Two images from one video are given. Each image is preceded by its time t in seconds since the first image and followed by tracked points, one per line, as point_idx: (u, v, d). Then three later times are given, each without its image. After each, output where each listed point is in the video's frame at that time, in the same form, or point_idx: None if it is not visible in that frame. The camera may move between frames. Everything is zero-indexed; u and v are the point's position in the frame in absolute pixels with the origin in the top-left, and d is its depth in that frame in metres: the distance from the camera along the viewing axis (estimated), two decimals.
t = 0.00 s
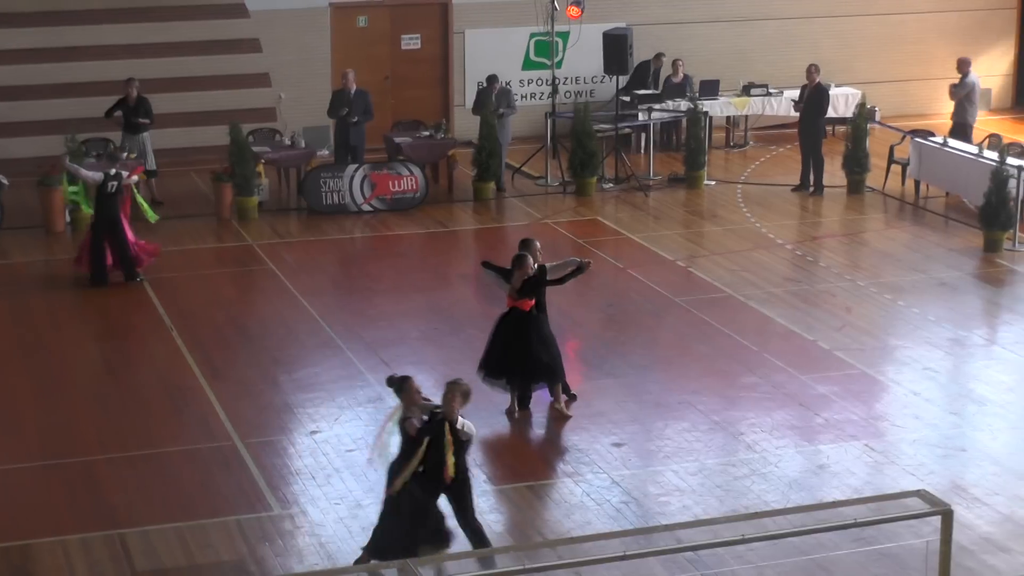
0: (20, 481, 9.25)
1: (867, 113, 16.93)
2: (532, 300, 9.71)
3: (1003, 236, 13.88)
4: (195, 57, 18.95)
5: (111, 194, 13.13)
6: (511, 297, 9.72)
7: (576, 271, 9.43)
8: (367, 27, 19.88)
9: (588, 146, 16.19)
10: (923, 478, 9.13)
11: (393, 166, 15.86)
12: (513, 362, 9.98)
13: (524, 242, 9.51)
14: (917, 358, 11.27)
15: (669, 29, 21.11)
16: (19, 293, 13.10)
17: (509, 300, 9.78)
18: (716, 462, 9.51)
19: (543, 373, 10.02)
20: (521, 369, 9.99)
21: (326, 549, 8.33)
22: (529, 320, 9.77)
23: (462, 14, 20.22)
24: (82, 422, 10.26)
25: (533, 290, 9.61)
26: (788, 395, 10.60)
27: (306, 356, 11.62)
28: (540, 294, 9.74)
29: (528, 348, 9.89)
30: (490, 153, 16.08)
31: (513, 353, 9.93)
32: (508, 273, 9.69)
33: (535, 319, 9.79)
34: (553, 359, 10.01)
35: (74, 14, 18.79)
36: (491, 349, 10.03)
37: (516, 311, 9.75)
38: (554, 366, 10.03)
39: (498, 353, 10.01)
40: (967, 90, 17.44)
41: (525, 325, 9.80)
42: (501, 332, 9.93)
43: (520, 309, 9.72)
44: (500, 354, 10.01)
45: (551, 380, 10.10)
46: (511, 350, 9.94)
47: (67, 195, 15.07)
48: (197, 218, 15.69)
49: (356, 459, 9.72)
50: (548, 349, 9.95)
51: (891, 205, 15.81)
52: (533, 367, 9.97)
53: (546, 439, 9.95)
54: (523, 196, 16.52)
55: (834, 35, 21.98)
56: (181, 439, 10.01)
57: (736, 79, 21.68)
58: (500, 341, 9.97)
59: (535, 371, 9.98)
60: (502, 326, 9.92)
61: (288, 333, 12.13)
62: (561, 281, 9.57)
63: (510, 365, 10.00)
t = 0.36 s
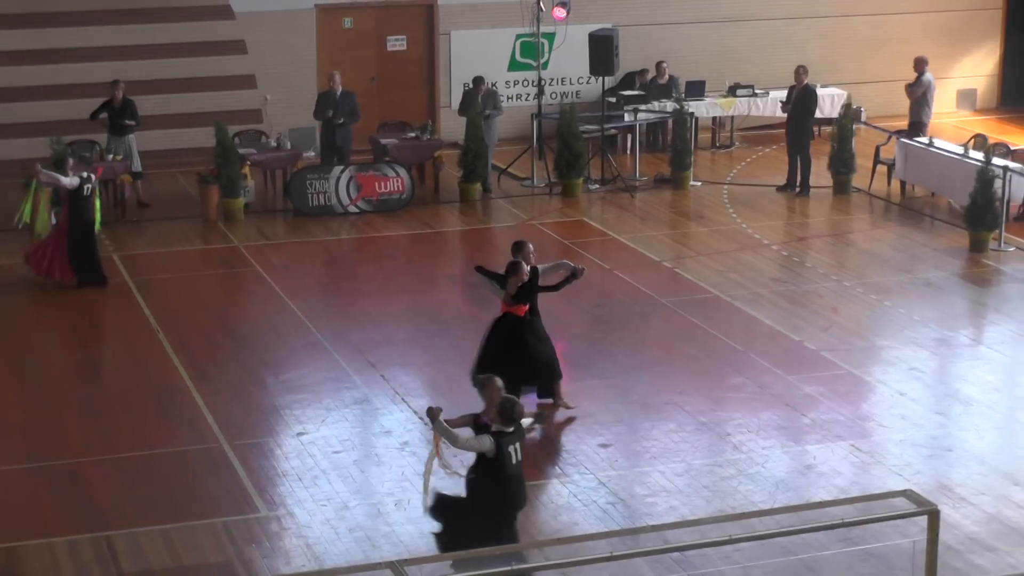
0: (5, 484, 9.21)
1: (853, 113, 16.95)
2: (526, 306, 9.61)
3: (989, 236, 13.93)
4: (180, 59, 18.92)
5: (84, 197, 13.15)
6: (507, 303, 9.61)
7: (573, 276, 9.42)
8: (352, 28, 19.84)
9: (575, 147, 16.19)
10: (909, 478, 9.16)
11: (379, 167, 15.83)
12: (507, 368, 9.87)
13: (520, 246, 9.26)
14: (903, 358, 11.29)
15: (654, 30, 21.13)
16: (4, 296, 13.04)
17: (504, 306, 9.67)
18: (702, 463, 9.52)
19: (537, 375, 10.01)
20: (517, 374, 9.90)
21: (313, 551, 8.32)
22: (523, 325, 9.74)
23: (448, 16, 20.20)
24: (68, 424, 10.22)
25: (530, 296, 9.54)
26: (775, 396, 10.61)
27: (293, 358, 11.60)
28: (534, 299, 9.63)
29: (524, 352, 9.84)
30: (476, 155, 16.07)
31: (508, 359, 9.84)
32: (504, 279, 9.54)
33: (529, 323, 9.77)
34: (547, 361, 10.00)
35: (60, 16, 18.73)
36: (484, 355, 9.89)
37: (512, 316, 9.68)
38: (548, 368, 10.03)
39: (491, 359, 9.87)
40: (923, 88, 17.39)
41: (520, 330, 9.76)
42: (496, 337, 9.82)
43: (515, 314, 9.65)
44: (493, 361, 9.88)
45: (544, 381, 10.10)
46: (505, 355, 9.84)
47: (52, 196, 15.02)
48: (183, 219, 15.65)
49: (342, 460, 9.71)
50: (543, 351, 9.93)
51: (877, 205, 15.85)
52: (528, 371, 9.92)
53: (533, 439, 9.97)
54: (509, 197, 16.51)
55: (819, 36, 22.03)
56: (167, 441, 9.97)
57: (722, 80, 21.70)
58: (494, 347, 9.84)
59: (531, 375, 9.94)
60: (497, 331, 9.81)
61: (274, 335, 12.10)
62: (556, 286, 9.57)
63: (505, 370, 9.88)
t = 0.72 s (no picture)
0: None
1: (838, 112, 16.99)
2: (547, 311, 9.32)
3: (973, 235, 13.98)
4: (165, 59, 18.86)
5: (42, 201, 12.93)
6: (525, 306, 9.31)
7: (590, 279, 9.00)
8: (337, 29, 19.82)
9: (560, 147, 16.19)
10: (895, 477, 9.19)
11: (365, 168, 15.81)
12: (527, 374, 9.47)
13: (533, 248, 9.10)
14: (889, 358, 11.33)
15: (639, 30, 21.14)
16: None
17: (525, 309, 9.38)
18: (689, 462, 9.53)
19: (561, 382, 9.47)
20: (538, 382, 9.44)
21: (300, 552, 8.31)
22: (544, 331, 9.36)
23: (433, 16, 20.19)
24: (54, 426, 10.18)
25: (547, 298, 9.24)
26: (761, 395, 10.64)
27: (279, 359, 11.58)
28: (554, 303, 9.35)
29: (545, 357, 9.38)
30: (462, 155, 16.07)
31: (529, 365, 9.43)
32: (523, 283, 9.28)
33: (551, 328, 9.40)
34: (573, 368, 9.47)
35: (44, 17, 18.65)
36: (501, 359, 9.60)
37: (533, 321, 9.36)
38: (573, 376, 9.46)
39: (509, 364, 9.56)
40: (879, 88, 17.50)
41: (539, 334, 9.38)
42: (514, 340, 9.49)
43: (537, 318, 9.34)
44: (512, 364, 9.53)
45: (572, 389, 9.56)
46: (525, 360, 9.45)
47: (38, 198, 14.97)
48: (168, 221, 15.60)
49: (329, 461, 9.70)
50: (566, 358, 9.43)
51: (862, 205, 15.90)
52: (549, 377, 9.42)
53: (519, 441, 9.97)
54: (495, 197, 16.50)
55: (804, 35, 22.08)
56: (153, 443, 9.95)
57: (707, 80, 21.73)
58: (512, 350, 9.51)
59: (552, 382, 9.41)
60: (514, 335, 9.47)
61: (260, 336, 12.08)
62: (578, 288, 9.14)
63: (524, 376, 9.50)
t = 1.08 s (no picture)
0: None
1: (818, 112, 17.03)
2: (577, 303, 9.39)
3: (953, 234, 14.04)
4: (145, 59, 18.77)
5: None
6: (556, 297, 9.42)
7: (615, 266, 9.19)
8: (318, 28, 19.79)
9: (540, 146, 16.20)
10: (875, 475, 9.23)
11: (345, 168, 15.78)
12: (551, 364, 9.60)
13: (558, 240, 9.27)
14: (868, 357, 11.38)
15: (619, 30, 21.16)
16: None
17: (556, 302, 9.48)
18: (669, 461, 9.54)
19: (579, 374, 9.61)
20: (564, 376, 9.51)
21: (280, 552, 8.29)
22: (574, 322, 9.42)
23: (414, 16, 20.16)
24: (33, 427, 10.14)
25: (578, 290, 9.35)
26: (741, 395, 10.66)
27: (259, 359, 11.55)
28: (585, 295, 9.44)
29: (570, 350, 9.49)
30: (442, 155, 16.06)
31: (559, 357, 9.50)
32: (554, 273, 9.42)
33: (582, 320, 9.46)
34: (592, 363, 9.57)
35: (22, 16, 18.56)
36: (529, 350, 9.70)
37: (564, 313, 9.42)
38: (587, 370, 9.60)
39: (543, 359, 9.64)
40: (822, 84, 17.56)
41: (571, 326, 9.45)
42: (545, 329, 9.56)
43: (568, 310, 9.40)
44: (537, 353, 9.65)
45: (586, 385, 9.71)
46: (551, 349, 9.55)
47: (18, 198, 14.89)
48: (149, 220, 15.55)
49: (310, 461, 9.68)
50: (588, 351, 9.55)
51: (842, 204, 15.95)
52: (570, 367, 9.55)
53: (499, 440, 9.98)
54: (475, 197, 16.49)
55: (784, 34, 22.13)
56: (133, 443, 9.91)
57: (687, 79, 21.76)
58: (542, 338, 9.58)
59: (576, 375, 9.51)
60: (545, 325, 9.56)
61: (241, 336, 12.04)
62: (606, 274, 9.31)
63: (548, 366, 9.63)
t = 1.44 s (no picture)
0: None
1: (794, 110, 17.09)
2: (593, 298, 9.82)
3: (928, 231, 14.11)
4: (121, 57, 18.67)
5: None
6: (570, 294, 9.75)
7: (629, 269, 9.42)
8: (294, 26, 19.75)
9: (517, 144, 16.20)
10: (852, 472, 9.27)
11: (322, 166, 15.74)
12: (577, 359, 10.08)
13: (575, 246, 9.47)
14: (844, 353, 11.43)
15: (596, 28, 21.18)
16: None
17: (573, 299, 9.86)
18: (647, 459, 9.56)
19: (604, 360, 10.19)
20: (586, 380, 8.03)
21: (258, 551, 8.28)
22: (590, 318, 9.90)
23: (390, 14, 20.14)
24: (8, 427, 10.08)
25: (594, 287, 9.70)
26: (718, 392, 10.69)
27: (236, 357, 11.51)
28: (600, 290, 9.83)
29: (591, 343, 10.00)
30: (419, 153, 16.05)
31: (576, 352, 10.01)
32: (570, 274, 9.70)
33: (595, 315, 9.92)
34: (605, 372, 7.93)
35: None
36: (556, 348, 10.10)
37: (580, 309, 9.87)
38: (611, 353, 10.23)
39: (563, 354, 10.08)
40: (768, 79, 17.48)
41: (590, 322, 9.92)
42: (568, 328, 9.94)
43: (583, 306, 9.84)
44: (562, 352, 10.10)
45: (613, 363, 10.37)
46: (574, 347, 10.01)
47: None
48: (125, 219, 15.48)
49: (287, 460, 9.66)
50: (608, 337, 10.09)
51: (818, 201, 16.01)
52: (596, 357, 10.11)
53: (476, 437, 9.98)
54: (452, 195, 16.49)
55: (760, 33, 22.19)
56: (110, 442, 9.87)
57: (663, 78, 21.79)
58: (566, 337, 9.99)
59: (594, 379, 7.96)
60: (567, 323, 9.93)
61: (218, 334, 12.01)
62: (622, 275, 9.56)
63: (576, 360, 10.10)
